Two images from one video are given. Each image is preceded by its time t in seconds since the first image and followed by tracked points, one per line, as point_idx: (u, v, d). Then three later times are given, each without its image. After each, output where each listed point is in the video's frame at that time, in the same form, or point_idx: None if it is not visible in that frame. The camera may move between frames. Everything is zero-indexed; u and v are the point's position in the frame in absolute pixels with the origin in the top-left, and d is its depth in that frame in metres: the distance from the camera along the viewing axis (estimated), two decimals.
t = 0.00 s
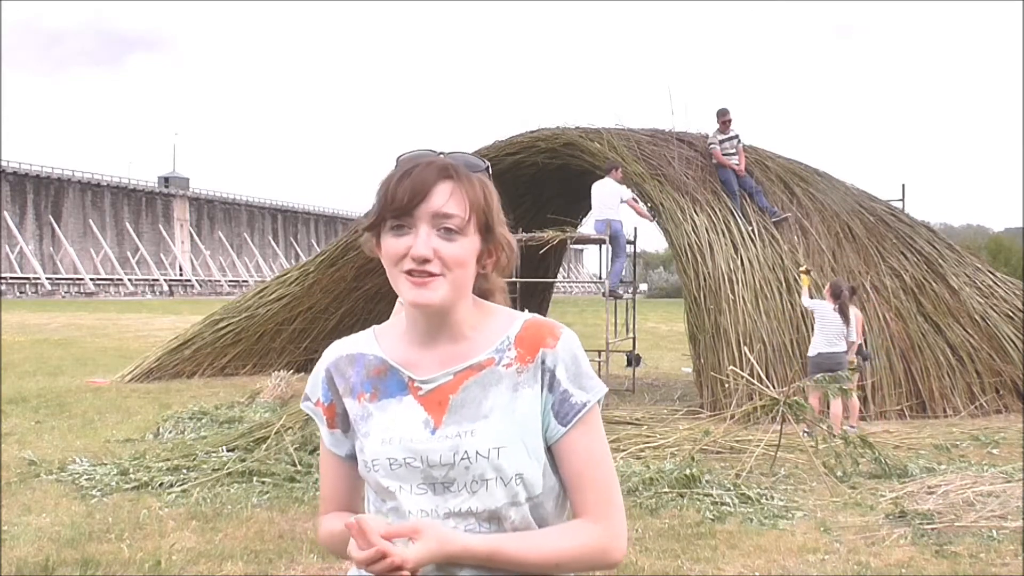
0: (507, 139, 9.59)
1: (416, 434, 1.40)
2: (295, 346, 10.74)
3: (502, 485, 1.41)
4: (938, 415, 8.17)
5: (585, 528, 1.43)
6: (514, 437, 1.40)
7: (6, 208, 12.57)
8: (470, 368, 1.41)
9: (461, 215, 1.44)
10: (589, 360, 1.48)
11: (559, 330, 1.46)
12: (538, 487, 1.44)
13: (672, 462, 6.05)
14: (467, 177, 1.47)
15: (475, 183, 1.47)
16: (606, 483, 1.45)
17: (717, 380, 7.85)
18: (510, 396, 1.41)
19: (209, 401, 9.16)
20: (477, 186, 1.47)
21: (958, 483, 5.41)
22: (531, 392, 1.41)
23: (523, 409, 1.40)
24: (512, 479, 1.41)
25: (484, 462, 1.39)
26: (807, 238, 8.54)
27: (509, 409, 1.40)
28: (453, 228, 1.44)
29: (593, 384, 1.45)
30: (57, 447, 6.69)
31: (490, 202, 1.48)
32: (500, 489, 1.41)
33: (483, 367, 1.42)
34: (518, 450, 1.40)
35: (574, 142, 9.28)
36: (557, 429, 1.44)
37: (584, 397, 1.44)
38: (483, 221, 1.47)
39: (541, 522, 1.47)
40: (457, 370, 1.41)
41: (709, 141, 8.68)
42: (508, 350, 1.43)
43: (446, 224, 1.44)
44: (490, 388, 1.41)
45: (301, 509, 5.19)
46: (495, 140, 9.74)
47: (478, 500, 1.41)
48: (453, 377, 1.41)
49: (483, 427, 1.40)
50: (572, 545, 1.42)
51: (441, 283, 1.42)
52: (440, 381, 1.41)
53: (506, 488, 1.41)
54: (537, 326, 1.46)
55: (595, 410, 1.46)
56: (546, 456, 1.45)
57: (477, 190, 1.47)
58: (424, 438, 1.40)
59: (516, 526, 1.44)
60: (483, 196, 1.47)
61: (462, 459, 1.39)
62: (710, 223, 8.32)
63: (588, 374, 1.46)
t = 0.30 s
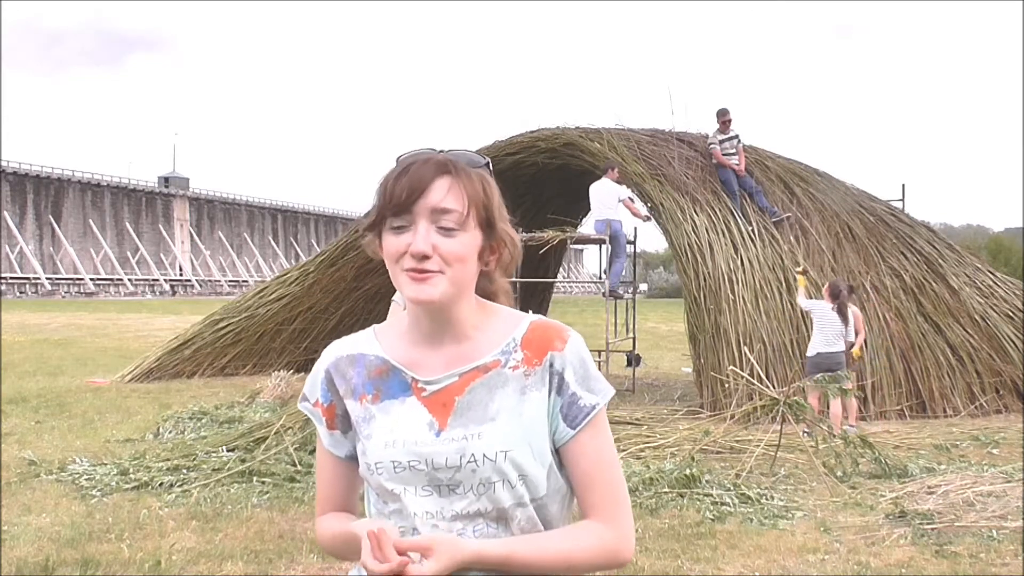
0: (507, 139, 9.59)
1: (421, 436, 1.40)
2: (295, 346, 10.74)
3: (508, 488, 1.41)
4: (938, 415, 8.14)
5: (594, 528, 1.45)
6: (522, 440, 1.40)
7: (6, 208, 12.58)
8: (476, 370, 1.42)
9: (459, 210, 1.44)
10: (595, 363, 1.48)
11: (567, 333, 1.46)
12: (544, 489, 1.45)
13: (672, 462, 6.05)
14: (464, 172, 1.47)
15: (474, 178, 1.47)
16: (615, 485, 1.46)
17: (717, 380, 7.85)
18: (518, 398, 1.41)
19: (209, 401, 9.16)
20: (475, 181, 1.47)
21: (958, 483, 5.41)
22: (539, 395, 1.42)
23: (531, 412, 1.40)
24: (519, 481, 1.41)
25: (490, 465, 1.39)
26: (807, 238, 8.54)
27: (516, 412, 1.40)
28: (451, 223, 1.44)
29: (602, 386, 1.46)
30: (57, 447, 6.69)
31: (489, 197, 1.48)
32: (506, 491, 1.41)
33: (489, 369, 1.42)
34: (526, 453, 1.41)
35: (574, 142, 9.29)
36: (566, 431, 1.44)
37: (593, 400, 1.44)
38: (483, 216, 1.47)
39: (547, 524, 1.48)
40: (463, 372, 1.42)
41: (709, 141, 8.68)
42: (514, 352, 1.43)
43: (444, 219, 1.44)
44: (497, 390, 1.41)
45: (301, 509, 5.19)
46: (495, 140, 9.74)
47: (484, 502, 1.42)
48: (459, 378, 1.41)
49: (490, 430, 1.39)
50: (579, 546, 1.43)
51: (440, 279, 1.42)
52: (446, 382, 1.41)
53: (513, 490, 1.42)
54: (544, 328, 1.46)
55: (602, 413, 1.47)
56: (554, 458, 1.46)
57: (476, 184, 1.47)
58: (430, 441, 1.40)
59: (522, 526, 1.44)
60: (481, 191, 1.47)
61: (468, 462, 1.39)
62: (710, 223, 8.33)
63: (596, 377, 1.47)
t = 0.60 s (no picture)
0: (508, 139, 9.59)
1: (419, 435, 1.41)
2: (295, 346, 10.75)
3: (503, 488, 1.41)
4: (939, 415, 8.11)
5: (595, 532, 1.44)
6: (518, 441, 1.40)
7: (6, 208, 12.57)
8: (474, 369, 1.42)
9: (439, 204, 1.45)
10: (595, 365, 1.48)
11: (566, 333, 1.46)
12: (541, 491, 1.45)
13: (671, 462, 6.05)
14: (444, 166, 1.48)
15: (454, 172, 1.47)
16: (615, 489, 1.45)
17: (717, 380, 7.85)
18: (515, 398, 1.41)
19: (209, 402, 9.16)
20: (456, 173, 1.47)
21: (958, 483, 5.40)
22: (535, 395, 1.41)
23: (527, 412, 1.40)
24: (513, 481, 1.41)
25: (484, 465, 1.40)
26: (807, 238, 8.54)
27: (513, 412, 1.40)
28: (432, 217, 1.44)
29: (601, 387, 1.45)
30: (57, 447, 6.69)
31: (473, 188, 1.48)
32: (502, 493, 1.41)
33: (488, 368, 1.42)
34: (522, 454, 1.41)
35: (574, 142, 9.30)
36: (564, 433, 1.44)
37: (592, 400, 1.44)
38: (467, 208, 1.46)
39: (545, 527, 1.47)
40: (461, 371, 1.42)
41: (709, 141, 8.69)
42: (513, 351, 1.43)
43: (425, 214, 1.44)
44: (494, 390, 1.41)
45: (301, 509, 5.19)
46: (495, 140, 9.74)
47: (479, 503, 1.42)
48: (457, 377, 1.41)
49: (486, 429, 1.40)
50: (581, 550, 1.42)
51: (425, 274, 1.42)
52: (444, 382, 1.42)
53: (508, 492, 1.42)
54: (543, 328, 1.46)
55: (603, 414, 1.46)
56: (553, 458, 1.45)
57: (456, 177, 1.47)
58: (427, 440, 1.40)
59: (518, 530, 1.44)
60: (463, 183, 1.47)
61: (463, 461, 1.39)
62: (710, 223, 8.33)
63: (595, 378, 1.46)
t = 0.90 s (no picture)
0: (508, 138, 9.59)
1: (422, 424, 1.46)
2: (295, 346, 10.83)
3: (496, 480, 1.43)
4: (939, 415, 8.10)
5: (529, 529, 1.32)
6: (509, 433, 1.41)
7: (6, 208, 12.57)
8: (477, 363, 1.45)
9: (441, 213, 1.45)
10: (592, 360, 1.44)
11: (565, 326, 1.46)
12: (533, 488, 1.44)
13: (672, 462, 6.05)
14: (442, 173, 1.47)
15: (452, 178, 1.46)
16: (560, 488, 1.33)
17: (717, 380, 7.85)
18: (508, 389, 1.42)
19: (209, 401, 9.17)
20: (455, 179, 1.47)
21: (958, 483, 5.40)
22: (527, 386, 1.42)
23: (520, 403, 1.41)
24: (506, 474, 1.43)
25: (477, 455, 1.43)
26: (807, 238, 8.55)
27: (506, 404, 1.42)
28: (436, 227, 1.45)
29: (581, 382, 1.40)
30: (57, 447, 6.69)
31: (473, 192, 1.47)
32: (495, 484, 1.43)
33: (491, 361, 1.45)
34: (512, 447, 1.42)
35: (574, 142, 9.30)
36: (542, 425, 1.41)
37: (564, 394, 1.39)
38: (470, 214, 1.46)
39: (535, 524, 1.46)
40: (465, 364, 1.46)
41: (709, 141, 8.68)
42: (514, 345, 1.45)
43: (429, 224, 1.45)
44: (491, 382, 1.44)
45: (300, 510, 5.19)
46: (495, 140, 9.74)
47: (474, 493, 1.45)
48: (460, 370, 1.46)
49: (480, 420, 1.43)
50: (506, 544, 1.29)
51: (435, 284, 1.44)
52: (449, 374, 1.46)
53: (500, 484, 1.43)
54: (544, 322, 1.47)
55: (582, 408, 1.40)
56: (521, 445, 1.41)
57: (455, 183, 1.46)
58: (429, 430, 1.45)
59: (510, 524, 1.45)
60: (463, 188, 1.46)
61: (457, 451, 1.44)
62: (710, 223, 8.34)
63: (582, 371, 1.42)
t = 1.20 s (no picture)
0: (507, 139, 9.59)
1: (422, 421, 1.47)
2: (295, 346, 10.83)
3: (491, 480, 1.43)
4: (939, 415, 8.10)
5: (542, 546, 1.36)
6: (506, 434, 1.41)
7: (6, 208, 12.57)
8: (479, 363, 1.46)
9: (467, 220, 1.46)
10: (596, 364, 1.44)
11: (567, 329, 1.45)
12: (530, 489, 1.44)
13: (672, 463, 6.05)
14: (466, 179, 1.47)
15: (477, 185, 1.47)
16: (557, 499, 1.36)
17: (717, 380, 7.86)
18: (507, 390, 1.43)
19: (209, 401, 9.17)
20: (479, 186, 1.48)
21: (958, 483, 5.40)
22: (526, 387, 1.42)
23: (517, 404, 1.42)
24: (500, 473, 1.42)
25: (472, 454, 1.43)
26: (807, 238, 8.55)
27: (504, 403, 1.42)
28: (459, 234, 1.46)
29: (584, 386, 1.40)
30: (57, 447, 6.69)
31: (495, 199, 1.49)
32: (490, 483, 1.43)
33: (492, 361, 1.46)
34: (509, 447, 1.42)
35: (574, 142, 9.31)
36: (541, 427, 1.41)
37: (570, 397, 1.39)
38: (491, 221, 1.48)
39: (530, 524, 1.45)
40: (467, 363, 1.47)
41: (709, 141, 8.68)
42: (517, 346, 1.45)
43: (452, 232, 1.46)
44: (492, 381, 1.44)
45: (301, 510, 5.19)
46: (495, 140, 9.74)
47: (470, 491, 1.45)
48: (464, 369, 1.47)
49: (477, 419, 1.43)
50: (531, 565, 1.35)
51: (456, 291, 1.46)
52: (452, 371, 1.47)
53: (496, 483, 1.43)
54: (547, 325, 1.47)
55: (585, 412, 1.41)
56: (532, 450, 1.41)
57: (480, 190, 1.47)
58: (427, 426, 1.47)
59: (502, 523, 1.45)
60: (486, 195, 1.48)
61: (453, 449, 1.44)
62: (710, 223, 8.34)
63: (586, 375, 1.41)
